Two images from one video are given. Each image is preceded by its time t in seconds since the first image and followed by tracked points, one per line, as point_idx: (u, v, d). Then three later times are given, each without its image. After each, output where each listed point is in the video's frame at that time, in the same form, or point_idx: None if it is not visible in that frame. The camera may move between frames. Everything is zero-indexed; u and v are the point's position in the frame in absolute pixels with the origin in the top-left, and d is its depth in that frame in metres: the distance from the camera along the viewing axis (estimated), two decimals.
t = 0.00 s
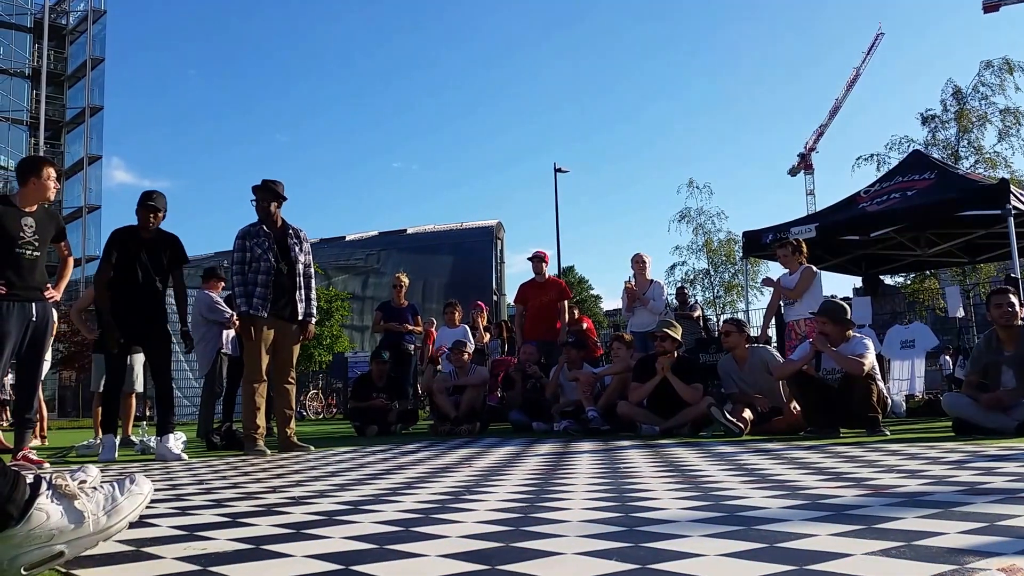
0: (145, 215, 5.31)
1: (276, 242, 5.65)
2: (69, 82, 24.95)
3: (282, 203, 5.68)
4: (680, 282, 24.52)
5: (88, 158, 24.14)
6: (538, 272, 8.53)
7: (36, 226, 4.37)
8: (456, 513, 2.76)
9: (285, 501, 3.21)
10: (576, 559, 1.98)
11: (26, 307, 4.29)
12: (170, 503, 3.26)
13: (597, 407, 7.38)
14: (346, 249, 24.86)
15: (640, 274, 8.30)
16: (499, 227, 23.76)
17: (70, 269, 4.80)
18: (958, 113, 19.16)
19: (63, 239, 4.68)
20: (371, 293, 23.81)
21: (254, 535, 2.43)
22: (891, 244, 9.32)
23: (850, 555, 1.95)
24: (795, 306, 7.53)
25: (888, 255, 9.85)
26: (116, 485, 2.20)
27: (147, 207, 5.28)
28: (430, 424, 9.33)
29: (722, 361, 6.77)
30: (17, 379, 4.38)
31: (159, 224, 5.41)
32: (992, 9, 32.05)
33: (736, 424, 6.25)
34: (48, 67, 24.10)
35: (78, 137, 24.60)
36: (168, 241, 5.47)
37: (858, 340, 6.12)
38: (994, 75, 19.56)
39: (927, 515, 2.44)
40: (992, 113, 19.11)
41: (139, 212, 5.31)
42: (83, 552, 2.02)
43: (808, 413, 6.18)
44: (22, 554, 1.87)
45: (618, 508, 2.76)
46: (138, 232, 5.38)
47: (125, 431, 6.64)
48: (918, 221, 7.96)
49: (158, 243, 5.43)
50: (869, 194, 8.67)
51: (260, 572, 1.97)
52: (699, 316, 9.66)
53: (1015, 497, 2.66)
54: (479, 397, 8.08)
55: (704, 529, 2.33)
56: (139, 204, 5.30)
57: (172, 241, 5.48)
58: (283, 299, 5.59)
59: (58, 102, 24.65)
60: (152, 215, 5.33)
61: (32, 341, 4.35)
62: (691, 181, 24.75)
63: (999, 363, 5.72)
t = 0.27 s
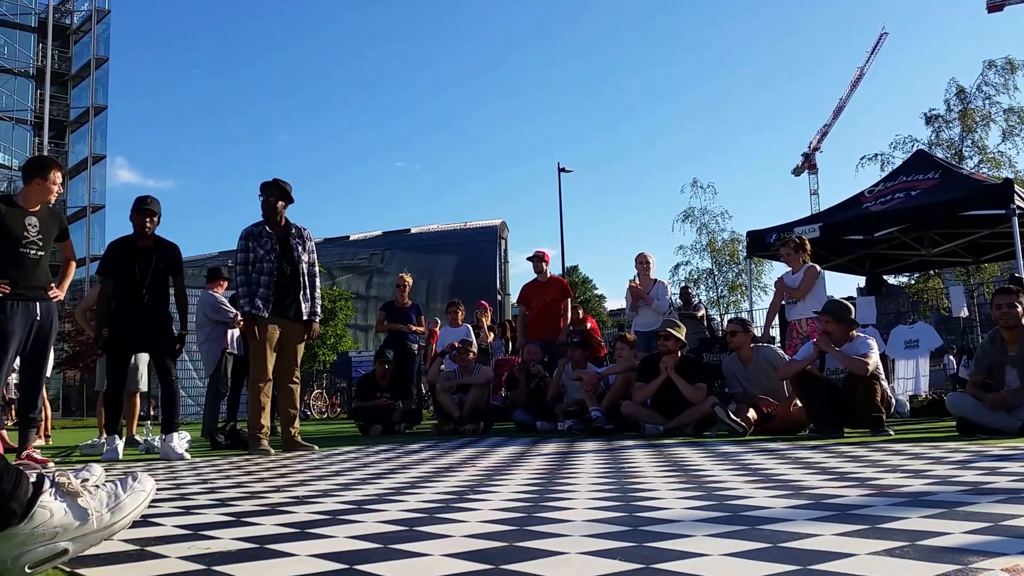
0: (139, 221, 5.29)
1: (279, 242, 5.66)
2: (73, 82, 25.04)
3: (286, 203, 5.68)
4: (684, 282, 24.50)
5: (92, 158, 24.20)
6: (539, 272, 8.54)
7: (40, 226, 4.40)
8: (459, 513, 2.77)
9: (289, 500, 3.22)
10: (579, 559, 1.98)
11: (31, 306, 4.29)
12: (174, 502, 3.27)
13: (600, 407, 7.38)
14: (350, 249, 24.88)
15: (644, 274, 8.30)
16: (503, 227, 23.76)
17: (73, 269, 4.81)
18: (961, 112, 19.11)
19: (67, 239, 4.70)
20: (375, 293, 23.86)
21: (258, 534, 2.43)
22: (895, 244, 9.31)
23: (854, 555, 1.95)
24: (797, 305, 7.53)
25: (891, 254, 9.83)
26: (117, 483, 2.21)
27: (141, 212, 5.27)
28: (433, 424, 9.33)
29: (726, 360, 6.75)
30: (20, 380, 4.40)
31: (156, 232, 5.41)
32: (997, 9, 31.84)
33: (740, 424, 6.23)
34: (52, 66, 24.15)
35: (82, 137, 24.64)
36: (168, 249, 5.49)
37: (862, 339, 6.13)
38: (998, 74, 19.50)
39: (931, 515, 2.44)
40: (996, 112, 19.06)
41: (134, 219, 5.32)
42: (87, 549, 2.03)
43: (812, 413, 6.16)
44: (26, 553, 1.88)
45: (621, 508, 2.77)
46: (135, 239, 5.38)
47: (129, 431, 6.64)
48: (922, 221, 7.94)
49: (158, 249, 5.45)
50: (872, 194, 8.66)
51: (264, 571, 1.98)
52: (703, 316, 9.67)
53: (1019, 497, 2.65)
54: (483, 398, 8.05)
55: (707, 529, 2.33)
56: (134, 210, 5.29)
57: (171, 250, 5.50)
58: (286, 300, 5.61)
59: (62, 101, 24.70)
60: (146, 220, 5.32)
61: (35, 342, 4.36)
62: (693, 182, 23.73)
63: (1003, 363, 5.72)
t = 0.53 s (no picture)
0: (169, 221, 5.30)
1: (284, 242, 5.68)
2: (77, 81, 25.10)
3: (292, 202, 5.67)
4: (688, 281, 24.48)
5: (96, 157, 24.25)
6: (544, 271, 8.55)
7: (44, 225, 4.42)
8: (464, 512, 2.78)
9: (294, 500, 3.23)
10: (583, 558, 1.99)
11: (34, 306, 4.33)
12: (178, 501, 3.28)
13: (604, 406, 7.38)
14: (353, 249, 24.91)
15: (648, 274, 8.30)
16: (506, 226, 23.76)
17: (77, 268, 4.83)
18: (965, 112, 19.08)
19: (71, 238, 4.72)
20: (379, 292, 23.88)
21: (263, 533, 2.45)
22: (899, 244, 9.30)
23: (857, 554, 1.96)
24: (799, 305, 7.53)
25: (895, 254, 9.81)
26: (96, 483, 2.22)
27: (171, 212, 5.28)
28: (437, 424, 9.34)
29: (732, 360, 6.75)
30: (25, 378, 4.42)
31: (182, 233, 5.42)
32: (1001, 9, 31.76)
33: (743, 424, 6.23)
34: (56, 66, 24.22)
35: (86, 136, 24.69)
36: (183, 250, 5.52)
37: (865, 339, 6.14)
38: (1003, 74, 19.46)
39: (934, 515, 2.44)
40: (1001, 112, 19.02)
41: (160, 216, 5.33)
42: (63, 547, 2.05)
43: (815, 413, 6.17)
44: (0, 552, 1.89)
45: (624, 508, 2.77)
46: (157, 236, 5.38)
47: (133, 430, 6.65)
48: (926, 220, 7.93)
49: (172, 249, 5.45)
50: (876, 194, 8.66)
51: (270, 570, 1.99)
52: (707, 315, 9.67)
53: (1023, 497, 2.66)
54: (487, 397, 8.01)
55: (711, 529, 2.34)
56: (162, 208, 5.31)
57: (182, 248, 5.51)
58: (291, 300, 5.63)
59: (66, 101, 24.75)
60: (177, 221, 5.33)
61: (39, 342, 4.39)
62: (699, 182, 23.62)
63: (1007, 363, 5.72)
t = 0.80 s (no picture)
0: (174, 223, 5.36)
1: (289, 241, 5.69)
2: (81, 81, 25.17)
3: (296, 202, 5.69)
4: (692, 281, 24.46)
5: (100, 157, 24.31)
6: (549, 271, 8.55)
7: (48, 224, 4.43)
8: (468, 512, 2.79)
9: (298, 499, 3.25)
10: (586, 558, 2.00)
11: (38, 305, 4.35)
12: (183, 500, 3.30)
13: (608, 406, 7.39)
14: (357, 248, 24.94)
15: (652, 273, 8.30)
16: (510, 226, 23.75)
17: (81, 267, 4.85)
18: (970, 112, 19.03)
19: (74, 238, 4.74)
20: (383, 292, 23.91)
21: (268, 533, 2.46)
22: (903, 244, 9.28)
23: (860, 554, 1.96)
24: (796, 308, 7.51)
25: (899, 255, 9.79)
26: (92, 481, 2.23)
27: (177, 214, 5.35)
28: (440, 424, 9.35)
29: (738, 360, 6.66)
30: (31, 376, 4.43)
31: (186, 234, 5.47)
32: (1005, 8, 31.58)
33: (747, 424, 6.25)
34: (60, 66, 24.29)
35: (90, 136, 24.75)
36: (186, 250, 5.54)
37: (869, 340, 6.12)
38: (1007, 74, 19.41)
39: (938, 515, 2.45)
40: (1005, 112, 18.96)
41: (164, 218, 5.37)
42: (62, 543, 2.05)
43: (819, 413, 6.19)
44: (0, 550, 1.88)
45: (628, 508, 2.78)
46: (161, 238, 5.42)
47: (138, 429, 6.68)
48: (930, 220, 7.92)
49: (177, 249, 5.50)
50: (880, 194, 8.65)
51: (275, 569, 2.01)
52: (711, 315, 9.67)
53: None
54: (491, 397, 8.03)
55: (714, 529, 2.34)
56: (167, 210, 5.36)
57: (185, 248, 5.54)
58: (296, 299, 5.65)
59: (70, 101, 24.82)
60: (182, 223, 5.40)
61: (44, 341, 4.38)
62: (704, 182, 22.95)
63: (1011, 363, 5.71)
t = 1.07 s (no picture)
0: (159, 225, 5.33)
1: (293, 241, 5.71)
2: (86, 80, 25.25)
3: (299, 202, 5.71)
4: (696, 281, 24.45)
5: (104, 156, 24.36)
6: (555, 270, 8.55)
7: (52, 224, 4.45)
8: (472, 511, 2.79)
9: (302, 498, 3.25)
10: (590, 557, 2.00)
11: (42, 304, 4.36)
12: (187, 500, 3.30)
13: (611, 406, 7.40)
14: (361, 248, 24.96)
15: (656, 273, 8.29)
16: (513, 226, 23.74)
17: (84, 268, 4.85)
18: (974, 111, 18.99)
19: (78, 237, 4.74)
20: (387, 292, 23.95)
21: (272, 532, 2.47)
22: (907, 244, 9.27)
23: (864, 554, 1.96)
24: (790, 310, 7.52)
25: (902, 254, 9.77)
26: (96, 482, 2.25)
27: (162, 216, 5.31)
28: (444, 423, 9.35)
29: (747, 359, 6.64)
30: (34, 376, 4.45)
31: (172, 233, 5.45)
32: (1009, 7, 31.36)
33: (751, 424, 6.24)
34: (64, 65, 24.36)
35: (94, 135, 24.80)
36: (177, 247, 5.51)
37: (874, 339, 6.12)
38: (1012, 74, 19.36)
39: (942, 515, 2.44)
40: (1010, 112, 18.91)
41: (151, 219, 5.34)
42: (66, 542, 2.06)
43: (824, 413, 6.16)
44: (5, 549, 1.88)
45: (631, 508, 2.78)
46: (147, 238, 5.41)
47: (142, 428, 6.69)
48: (934, 220, 7.91)
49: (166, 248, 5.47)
50: (884, 194, 8.64)
51: (280, 568, 2.01)
52: (715, 315, 9.66)
53: None
54: (495, 397, 8.04)
55: (717, 529, 2.35)
56: (153, 211, 5.32)
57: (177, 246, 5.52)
58: (301, 298, 5.65)
59: (74, 100, 24.89)
60: (169, 224, 5.37)
61: (48, 340, 4.40)
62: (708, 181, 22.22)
63: (1016, 362, 5.69)
